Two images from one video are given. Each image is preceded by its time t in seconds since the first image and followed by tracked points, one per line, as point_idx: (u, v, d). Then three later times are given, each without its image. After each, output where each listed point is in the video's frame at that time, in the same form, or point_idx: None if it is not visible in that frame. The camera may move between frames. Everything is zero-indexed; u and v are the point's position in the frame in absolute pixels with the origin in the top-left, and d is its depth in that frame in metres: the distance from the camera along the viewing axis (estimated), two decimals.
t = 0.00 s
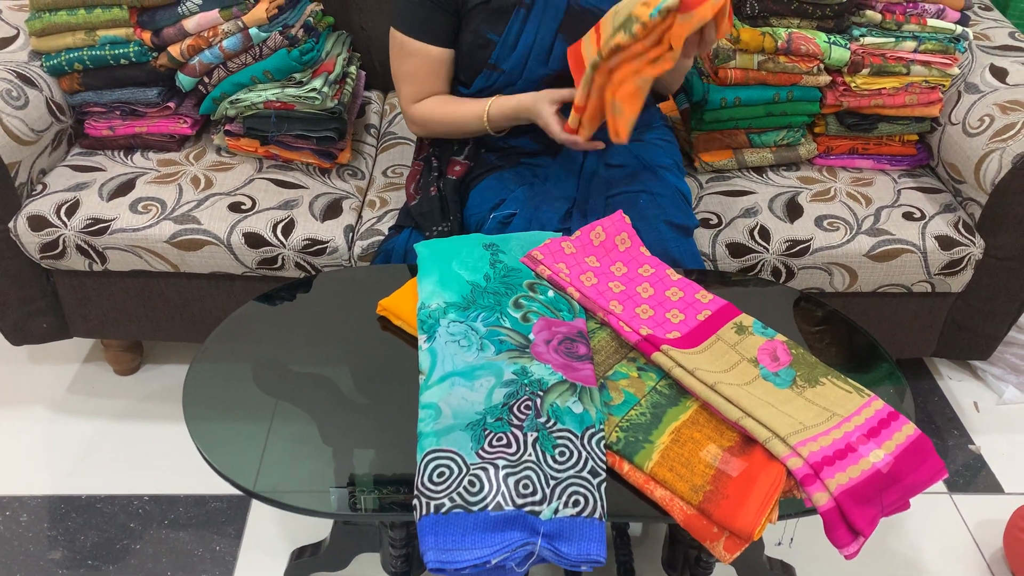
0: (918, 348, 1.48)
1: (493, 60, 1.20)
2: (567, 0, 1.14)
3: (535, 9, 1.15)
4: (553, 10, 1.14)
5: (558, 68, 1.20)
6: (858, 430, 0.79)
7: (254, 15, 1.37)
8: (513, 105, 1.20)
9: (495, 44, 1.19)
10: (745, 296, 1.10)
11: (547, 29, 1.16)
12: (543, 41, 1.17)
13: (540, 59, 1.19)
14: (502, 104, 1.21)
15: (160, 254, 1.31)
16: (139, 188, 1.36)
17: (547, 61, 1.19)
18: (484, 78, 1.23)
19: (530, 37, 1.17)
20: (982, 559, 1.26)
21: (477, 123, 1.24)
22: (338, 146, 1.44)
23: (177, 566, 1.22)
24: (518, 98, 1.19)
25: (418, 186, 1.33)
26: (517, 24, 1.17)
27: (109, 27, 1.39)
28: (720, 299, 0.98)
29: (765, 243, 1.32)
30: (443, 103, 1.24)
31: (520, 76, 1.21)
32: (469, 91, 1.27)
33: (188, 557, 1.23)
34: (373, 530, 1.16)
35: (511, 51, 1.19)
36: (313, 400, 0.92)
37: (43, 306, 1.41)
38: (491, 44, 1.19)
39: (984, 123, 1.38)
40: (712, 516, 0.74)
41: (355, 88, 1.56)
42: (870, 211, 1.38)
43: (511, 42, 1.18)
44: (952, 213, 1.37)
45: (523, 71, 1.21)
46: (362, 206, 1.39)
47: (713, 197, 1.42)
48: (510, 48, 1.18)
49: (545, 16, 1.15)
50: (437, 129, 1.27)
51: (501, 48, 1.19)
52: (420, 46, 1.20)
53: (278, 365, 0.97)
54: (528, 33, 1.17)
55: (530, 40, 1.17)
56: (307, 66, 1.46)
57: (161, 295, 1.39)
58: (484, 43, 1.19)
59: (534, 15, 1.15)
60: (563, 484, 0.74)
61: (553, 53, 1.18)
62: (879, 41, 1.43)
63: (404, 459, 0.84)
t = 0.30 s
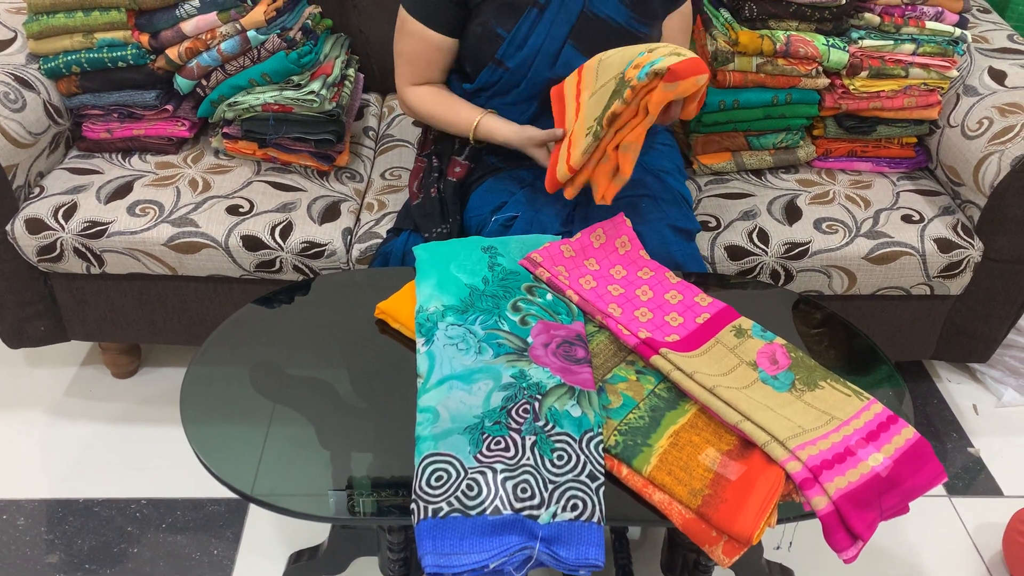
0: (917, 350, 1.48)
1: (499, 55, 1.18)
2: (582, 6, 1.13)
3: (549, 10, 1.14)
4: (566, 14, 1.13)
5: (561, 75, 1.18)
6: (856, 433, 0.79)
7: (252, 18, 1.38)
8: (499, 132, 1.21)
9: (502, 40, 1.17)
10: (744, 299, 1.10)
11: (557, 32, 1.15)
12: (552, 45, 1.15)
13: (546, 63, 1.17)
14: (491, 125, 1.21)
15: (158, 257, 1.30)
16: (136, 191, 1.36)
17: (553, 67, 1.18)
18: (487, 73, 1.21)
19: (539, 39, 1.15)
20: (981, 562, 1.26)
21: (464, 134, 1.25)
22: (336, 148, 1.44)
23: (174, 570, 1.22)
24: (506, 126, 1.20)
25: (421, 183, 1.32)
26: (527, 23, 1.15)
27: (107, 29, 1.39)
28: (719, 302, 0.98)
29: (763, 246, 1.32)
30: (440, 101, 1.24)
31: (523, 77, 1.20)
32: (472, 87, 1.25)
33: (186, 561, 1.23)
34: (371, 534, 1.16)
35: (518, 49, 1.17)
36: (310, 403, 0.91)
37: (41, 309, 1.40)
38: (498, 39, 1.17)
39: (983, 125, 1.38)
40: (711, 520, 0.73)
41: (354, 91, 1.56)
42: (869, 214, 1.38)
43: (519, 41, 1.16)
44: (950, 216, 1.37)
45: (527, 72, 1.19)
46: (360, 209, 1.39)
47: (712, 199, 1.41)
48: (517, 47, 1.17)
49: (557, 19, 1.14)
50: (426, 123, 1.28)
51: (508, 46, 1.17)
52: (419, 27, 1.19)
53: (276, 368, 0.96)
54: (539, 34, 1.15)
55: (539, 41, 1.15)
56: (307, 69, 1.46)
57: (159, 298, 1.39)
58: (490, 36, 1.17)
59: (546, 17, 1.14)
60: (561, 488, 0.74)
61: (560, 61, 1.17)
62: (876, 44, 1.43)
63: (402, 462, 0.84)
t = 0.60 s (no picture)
0: (919, 352, 1.48)
1: (521, 60, 1.16)
2: (608, 15, 1.11)
3: (574, 17, 1.11)
4: (592, 21, 1.11)
5: (581, 82, 1.16)
6: (858, 437, 0.78)
7: (253, 21, 1.37)
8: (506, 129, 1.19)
9: (526, 44, 1.15)
10: (745, 302, 1.09)
11: (582, 39, 1.13)
12: (575, 52, 1.14)
13: (568, 69, 1.15)
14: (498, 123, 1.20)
15: (159, 261, 1.30)
16: (136, 194, 1.36)
17: (574, 74, 1.16)
18: (509, 76, 1.19)
19: (563, 44, 1.13)
20: (983, 564, 1.26)
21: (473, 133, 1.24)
22: (337, 152, 1.44)
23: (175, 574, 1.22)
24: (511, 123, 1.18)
25: (423, 186, 1.32)
26: (552, 27, 1.13)
27: (107, 33, 1.39)
28: (720, 305, 0.98)
29: (764, 249, 1.32)
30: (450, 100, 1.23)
31: (545, 83, 1.18)
32: (490, 88, 1.23)
33: (186, 565, 1.23)
34: (372, 539, 1.15)
35: (541, 54, 1.15)
36: (311, 407, 0.91)
37: (41, 313, 1.40)
38: (522, 43, 1.15)
39: (983, 127, 1.38)
40: (712, 524, 0.73)
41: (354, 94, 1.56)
42: (870, 216, 1.38)
43: (543, 45, 1.14)
44: (951, 218, 1.37)
45: (548, 77, 1.17)
46: (361, 212, 1.38)
47: (713, 202, 1.41)
48: (541, 51, 1.15)
49: (582, 25, 1.12)
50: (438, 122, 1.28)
51: (532, 50, 1.15)
52: (437, 27, 1.17)
53: (276, 372, 0.96)
54: (562, 41, 1.13)
55: (562, 47, 1.13)
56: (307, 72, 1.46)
57: (159, 302, 1.39)
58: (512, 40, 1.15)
59: (571, 24, 1.12)
60: (562, 493, 0.74)
61: (581, 68, 1.15)
62: (876, 46, 1.43)
63: (403, 465, 0.84)
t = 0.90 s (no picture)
0: (923, 353, 1.47)
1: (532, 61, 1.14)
2: (621, 20, 1.11)
3: (588, 20, 1.10)
4: (605, 25, 1.11)
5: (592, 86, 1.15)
6: (863, 439, 0.78)
7: (253, 24, 1.37)
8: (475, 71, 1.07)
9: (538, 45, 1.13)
10: (749, 303, 1.09)
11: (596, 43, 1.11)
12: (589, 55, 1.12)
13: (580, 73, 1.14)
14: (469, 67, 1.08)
15: (160, 264, 1.30)
16: (138, 198, 1.36)
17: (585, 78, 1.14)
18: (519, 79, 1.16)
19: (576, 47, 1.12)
20: (987, 565, 1.25)
21: (451, 89, 1.13)
22: (338, 154, 1.44)
23: None
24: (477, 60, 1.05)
25: (424, 188, 1.31)
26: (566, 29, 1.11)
27: (108, 37, 1.39)
28: (724, 307, 0.97)
29: (767, 250, 1.32)
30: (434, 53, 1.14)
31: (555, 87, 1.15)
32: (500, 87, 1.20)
33: (189, 569, 1.23)
34: (376, 542, 1.15)
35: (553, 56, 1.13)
36: (314, 410, 0.91)
37: (43, 316, 1.40)
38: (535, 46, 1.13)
39: (986, 127, 1.37)
40: (716, 527, 0.73)
41: (355, 96, 1.55)
42: (873, 216, 1.37)
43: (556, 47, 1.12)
44: (955, 218, 1.37)
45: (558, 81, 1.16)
46: (362, 214, 1.38)
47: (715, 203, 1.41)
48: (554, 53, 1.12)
49: (595, 30, 1.11)
50: (421, 94, 1.18)
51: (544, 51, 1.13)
52: (442, 22, 1.11)
53: (278, 375, 0.96)
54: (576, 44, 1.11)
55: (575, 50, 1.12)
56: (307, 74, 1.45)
57: (162, 305, 1.39)
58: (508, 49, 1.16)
59: (585, 28, 1.10)
60: (565, 496, 0.74)
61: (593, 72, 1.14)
62: (879, 46, 1.42)
63: (406, 469, 0.84)
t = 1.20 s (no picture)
0: (927, 351, 1.47)
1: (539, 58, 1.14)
2: (627, 15, 1.11)
3: (593, 15, 1.11)
4: (611, 21, 1.11)
5: (596, 81, 1.15)
6: (867, 438, 0.78)
7: (256, 25, 1.37)
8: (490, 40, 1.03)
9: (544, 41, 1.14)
10: (753, 302, 1.09)
11: (602, 39, 1.12)
12: (595, 51, 1.13)
13: (587, 69, 1.14)
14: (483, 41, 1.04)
15: (164, 265, 1.30)
16: (141, 199, 1.36)
17: (590, 73, 1.14)
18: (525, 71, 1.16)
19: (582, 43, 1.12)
20: (993, 563, 1.25)
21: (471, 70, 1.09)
22: (341, 155, 1.44)
23: None
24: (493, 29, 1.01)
25: (428, 188, 1.31)
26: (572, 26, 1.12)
27: (111, 38, 1.39)
28: (728, 306, 0.97)
29: (770, 248, 1.31)
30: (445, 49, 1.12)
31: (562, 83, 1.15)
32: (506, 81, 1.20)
33: (194, 570, 1.23)
34: (380, 542, 1.15)
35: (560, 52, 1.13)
36: (318, 411, 0.91)
37: (48, 318, 1.40)
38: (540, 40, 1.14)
39: (990, 125, 1.37)
40: (721, 527, 0.73)
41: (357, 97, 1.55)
42: (876, 215, 1.37)
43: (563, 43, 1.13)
44: (958, 216, 1.36)
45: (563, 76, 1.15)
46: (365, 215, 1.38)
47: (718, 202, 1.41)
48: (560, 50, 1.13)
49: (600, 25, 1.11)
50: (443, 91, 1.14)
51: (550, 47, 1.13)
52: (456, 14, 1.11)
53: (282, 376, 0.96)
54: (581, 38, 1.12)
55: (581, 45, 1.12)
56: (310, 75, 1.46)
57: (165, 307, 1.39)
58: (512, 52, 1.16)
59: (590, 22, 1.11)
60: (570, 496, 0.74)
61: (598, 67, 1.14)
62: (881, 44, 1.42)
63: (410, 469, 0.84)
